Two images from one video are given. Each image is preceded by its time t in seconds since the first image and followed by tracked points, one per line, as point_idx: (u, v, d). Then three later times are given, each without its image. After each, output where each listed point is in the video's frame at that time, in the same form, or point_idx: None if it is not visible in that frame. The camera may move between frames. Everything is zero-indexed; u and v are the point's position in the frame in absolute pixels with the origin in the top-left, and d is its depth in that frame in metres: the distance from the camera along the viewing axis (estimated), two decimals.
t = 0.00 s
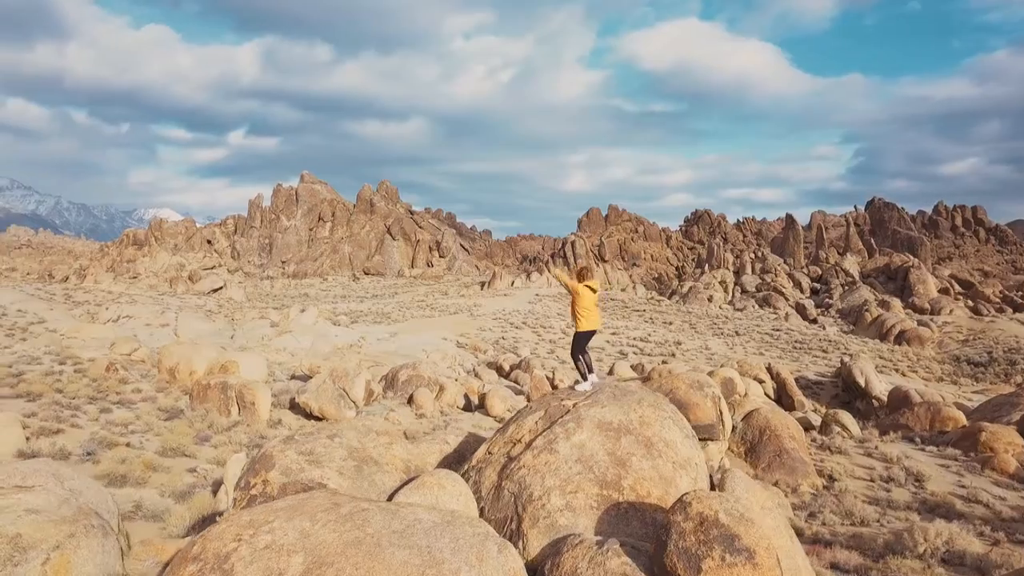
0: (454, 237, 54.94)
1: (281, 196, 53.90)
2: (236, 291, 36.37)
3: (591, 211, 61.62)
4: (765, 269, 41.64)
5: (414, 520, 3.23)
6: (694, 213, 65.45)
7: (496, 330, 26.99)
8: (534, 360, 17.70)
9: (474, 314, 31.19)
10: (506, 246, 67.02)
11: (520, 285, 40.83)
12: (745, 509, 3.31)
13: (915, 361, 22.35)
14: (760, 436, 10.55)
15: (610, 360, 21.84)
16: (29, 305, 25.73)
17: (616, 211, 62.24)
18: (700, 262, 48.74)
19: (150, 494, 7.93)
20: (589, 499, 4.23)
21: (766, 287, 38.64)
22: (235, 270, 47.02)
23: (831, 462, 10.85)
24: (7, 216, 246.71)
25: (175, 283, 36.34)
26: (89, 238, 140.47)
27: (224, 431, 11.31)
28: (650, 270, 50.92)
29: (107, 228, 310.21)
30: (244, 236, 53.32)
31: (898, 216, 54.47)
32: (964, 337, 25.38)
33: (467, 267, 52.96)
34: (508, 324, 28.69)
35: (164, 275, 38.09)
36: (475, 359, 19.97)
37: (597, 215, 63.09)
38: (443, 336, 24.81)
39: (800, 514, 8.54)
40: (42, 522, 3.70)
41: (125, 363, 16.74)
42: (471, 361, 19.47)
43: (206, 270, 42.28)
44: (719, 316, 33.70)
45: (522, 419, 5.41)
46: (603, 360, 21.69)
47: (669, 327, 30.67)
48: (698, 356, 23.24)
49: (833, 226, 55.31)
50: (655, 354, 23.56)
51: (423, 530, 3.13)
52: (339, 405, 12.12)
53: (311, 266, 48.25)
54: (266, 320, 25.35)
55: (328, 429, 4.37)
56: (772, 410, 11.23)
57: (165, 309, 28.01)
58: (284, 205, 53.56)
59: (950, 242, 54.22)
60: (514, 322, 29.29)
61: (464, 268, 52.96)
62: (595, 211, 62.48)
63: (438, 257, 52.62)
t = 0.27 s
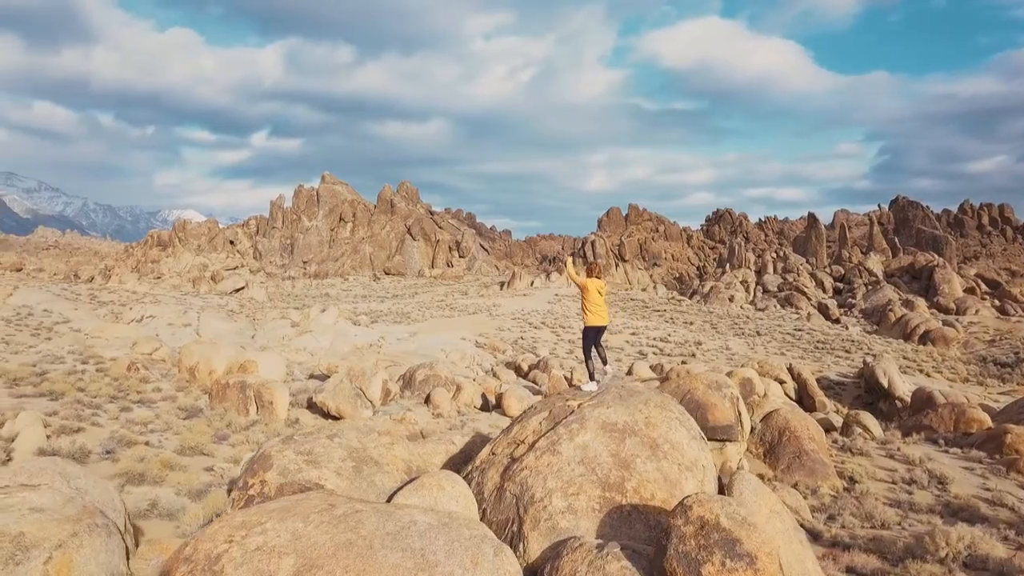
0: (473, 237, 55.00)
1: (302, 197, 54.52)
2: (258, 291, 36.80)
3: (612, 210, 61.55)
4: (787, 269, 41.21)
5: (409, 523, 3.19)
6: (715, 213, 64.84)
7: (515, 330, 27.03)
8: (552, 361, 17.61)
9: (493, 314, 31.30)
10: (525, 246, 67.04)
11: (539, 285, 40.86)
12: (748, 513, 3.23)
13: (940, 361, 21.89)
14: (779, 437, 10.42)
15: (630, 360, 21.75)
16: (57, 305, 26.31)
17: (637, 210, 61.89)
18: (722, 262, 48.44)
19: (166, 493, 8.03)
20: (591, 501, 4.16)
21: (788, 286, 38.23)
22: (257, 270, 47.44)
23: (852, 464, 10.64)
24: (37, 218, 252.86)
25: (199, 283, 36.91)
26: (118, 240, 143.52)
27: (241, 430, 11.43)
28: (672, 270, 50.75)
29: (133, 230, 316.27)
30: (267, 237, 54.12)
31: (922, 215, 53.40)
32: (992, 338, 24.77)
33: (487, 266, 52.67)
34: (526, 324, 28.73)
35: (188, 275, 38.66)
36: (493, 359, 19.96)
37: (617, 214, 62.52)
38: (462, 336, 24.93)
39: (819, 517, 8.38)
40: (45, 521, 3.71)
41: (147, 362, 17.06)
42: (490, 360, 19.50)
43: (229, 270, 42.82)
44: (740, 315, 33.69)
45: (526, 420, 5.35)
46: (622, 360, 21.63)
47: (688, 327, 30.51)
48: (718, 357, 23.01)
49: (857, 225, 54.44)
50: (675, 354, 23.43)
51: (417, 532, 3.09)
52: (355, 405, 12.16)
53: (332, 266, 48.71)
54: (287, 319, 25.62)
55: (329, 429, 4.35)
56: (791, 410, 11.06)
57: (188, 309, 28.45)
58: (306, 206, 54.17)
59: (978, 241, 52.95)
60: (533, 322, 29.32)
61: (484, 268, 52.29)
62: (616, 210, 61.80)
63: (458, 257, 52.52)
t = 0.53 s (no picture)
0: (494, 237, 55.04)
1: (325, 198, 55.55)
2: (280, 290, 37.20)
3: (633, 210, 61.33)
4: (810, 269, 40.71)
5: (405, 524, 3.17)
6: (737, 212, 64.13)
7: (534, 330, 27.02)
8: (572, 361, 17.51)
9: (513, 314, 31.35)
10: (546, 246, 66.96)
11: (559, 285, 40.81)
12: (749, 517, 3.16)
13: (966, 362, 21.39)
14: (799, 438, 10.23)
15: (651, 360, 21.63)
16: (84, 305, 26.85)
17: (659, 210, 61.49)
18: (744, 262, 48.03)
19: (183, 491, 8.13)
20: (592, 504, 4.10)
21: (811, 286, 37.76)
22: (280, 269, 47.94)
23: (874, 466, 10.42)
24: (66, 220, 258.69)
25: (222, 283, 37.42)
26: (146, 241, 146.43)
27: (259, 430, 11.55)
28: (693, 269, 50.41)
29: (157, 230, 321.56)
30: (289, 238, 54.83)
31: (949, 214, 52.22)
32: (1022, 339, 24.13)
33: (507, 266, 52.66)
34: (546, 324, 28.73)
35: (211, 275, 39.17)
36: (513, 359, 19.90)
37: (639, 213, 62.43)
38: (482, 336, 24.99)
39: (839, 519, 8.22)
40: (49, 520, 3.75)
41: (168, 361, 17.35)
42: (509, 360, 19.50)
43: (252, 270, 43.34)
44: (762, 315, 33.40)
45: (530, 421, 5.30)
46: (642, 361, 21.52)
47: (709, 327, 30.29)
48: (739, 358, 22.74)
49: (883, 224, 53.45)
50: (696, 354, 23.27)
51: (410, 534, 3.06)
52: (373, 404, 12.22)
53: (354, 266, 49.10)
54: (308, 319, 25.89)
55: (329, 429, 4.36)
56: (812, 411, 10.87)
57: (212, 309, 28.87)
58: (327, 207, 54.95)
59: (1009, 240, 51.57)
60: (552, 322, 29.32)
61: (505, 269, 52.10)
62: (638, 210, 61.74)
63: (478, 257, 52.35)
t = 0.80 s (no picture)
0: (517, 237, 55.03)
1: (350, 199, 56.18)
2: (306, 290, 37.65)
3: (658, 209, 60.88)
4: (837, 267, 40.02)
5: (398, 524, 3.15)
6: (763, 210, 63.24)
7: (557, 329, 26.98)
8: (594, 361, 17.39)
9: (536, 314, 31.35)
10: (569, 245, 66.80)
11: (583, 285, 40.70)
12: (751, 520, 3.09)
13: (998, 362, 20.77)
14: (822, 440, 10.02)
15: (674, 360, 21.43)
16: (114, 305, 27.45)
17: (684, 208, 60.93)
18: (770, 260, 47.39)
19: (202, 489, 8.26)
20: (594, 505, 4.05)
21: (838, 285, 37.11)
22: (306, 269, 48.31)
23: (900, 468, 10.16)
24: (98, 222, 265.25)
25: (248, 283, 37.99)
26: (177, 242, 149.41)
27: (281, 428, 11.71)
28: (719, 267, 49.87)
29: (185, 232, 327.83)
30: (315, 238, 55.57)
31: (981, 212, 50.83)
32: None
33: (531, 266, 52.65)
34: (569, 323, 28.68)
35: (238, 275, 39.75)
36: (535, 359, 19.88)
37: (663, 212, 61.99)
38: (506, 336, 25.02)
39: (861, 522, 8.03)
40: (55, 517, 3.81)
41: (193, 359, 17.68)
42: (532, 360, 19.48)
43: (278, 269, 43.89)
44: (788, 314, 32.91)
45: (535, 421, 5.25)
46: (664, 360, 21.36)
47: (733, 326, 29.94)
48: (763, 358, 22.40)
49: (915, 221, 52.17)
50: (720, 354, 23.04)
51: (403, 535, 3.04)
52: (393, 404, 12.28)
53: (379, 266, 49.50)
54: (333, 319, 26.18)
55: (331, 428, 4.37)
56: (836, 412, 10.63)
57: (239, 308, 29.36)
58: (353, 207, 55.67)
59: None
60: (575, 321, 29.27)
61: (529, 268, 52.40)
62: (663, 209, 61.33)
63: (502, 256, 52.54)
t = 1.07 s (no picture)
0: (536, 237, 54.98)
1: (370, 199, 56.66)
2: (326, 290, 37.97)
3: (678, 208, 60.51)
4: (860, 267, 39.46)
5: (393, 527, 3.13)
6: (784, 209, 62.48)
7: (576, 329, 26.93)
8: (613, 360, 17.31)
9: (554, 313, 31.34)
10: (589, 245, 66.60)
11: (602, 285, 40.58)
12: (750, 524, 3.03)
13: None
14: (841, 441, 9.85)
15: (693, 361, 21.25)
16: (136, 304, 27.88)
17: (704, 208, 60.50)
18: (791, 259, 46.84)
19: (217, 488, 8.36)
20: (595, 508, 4.00)
21: (861, 285, 36.57)
22: (327, 268, 48.64)
23: (920, 470, 9.95)
24: (122, 224, 270.06)
25: (269, 283, 38.41)
26: (200, 243, 151.46)
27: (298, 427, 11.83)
28: (740, 267, 49.39)
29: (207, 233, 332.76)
30: (335, 238, 56.11)
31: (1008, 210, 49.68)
32: None
33: (550, 266, 52.62)
34: (587, 323, 28.62)
35: (259, 275, 40.17)
36: (553, 359, 19.84)
37: (684, 212, 61.59)
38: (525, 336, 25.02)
39: (879, 525, 7.87)
40: (60, 517, 3.86)
41: (213, 359, 17.92)
42: (549, 360, 19.45)
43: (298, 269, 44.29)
44: (809, 314, 32.53)
45: (539, 421, 5.21)
46: (683, 361, 21.22)
47: (752, 326, 29.62)
48: (783, 358, 22.11)
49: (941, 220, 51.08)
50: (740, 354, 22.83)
51: (397, 537, 3.02)
52: (410, 403, 12.34)
53: (399, 266, 49.79)
54: (353, 318, 26.38)
55: (333, 428, 4.38)
56: (856, 413, 10.44)
57: (260, 308, 29.71)
58: (373, 207, 56.12)
59: None
60: (594, 321, 29.21)
61: (548, 268, 52.44)
62: (683, 208, 60.95)
63: (521, 256, 52.59)
